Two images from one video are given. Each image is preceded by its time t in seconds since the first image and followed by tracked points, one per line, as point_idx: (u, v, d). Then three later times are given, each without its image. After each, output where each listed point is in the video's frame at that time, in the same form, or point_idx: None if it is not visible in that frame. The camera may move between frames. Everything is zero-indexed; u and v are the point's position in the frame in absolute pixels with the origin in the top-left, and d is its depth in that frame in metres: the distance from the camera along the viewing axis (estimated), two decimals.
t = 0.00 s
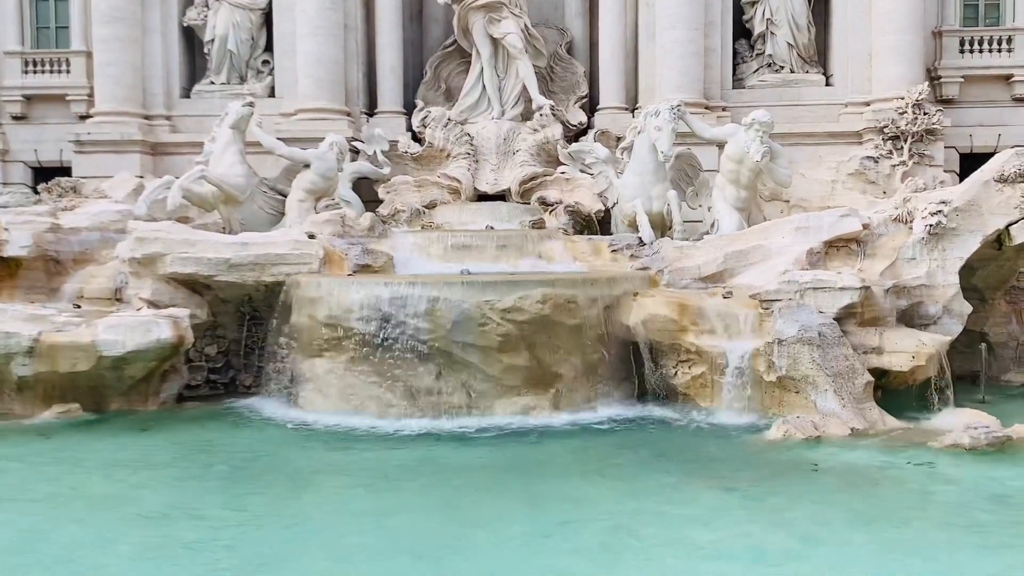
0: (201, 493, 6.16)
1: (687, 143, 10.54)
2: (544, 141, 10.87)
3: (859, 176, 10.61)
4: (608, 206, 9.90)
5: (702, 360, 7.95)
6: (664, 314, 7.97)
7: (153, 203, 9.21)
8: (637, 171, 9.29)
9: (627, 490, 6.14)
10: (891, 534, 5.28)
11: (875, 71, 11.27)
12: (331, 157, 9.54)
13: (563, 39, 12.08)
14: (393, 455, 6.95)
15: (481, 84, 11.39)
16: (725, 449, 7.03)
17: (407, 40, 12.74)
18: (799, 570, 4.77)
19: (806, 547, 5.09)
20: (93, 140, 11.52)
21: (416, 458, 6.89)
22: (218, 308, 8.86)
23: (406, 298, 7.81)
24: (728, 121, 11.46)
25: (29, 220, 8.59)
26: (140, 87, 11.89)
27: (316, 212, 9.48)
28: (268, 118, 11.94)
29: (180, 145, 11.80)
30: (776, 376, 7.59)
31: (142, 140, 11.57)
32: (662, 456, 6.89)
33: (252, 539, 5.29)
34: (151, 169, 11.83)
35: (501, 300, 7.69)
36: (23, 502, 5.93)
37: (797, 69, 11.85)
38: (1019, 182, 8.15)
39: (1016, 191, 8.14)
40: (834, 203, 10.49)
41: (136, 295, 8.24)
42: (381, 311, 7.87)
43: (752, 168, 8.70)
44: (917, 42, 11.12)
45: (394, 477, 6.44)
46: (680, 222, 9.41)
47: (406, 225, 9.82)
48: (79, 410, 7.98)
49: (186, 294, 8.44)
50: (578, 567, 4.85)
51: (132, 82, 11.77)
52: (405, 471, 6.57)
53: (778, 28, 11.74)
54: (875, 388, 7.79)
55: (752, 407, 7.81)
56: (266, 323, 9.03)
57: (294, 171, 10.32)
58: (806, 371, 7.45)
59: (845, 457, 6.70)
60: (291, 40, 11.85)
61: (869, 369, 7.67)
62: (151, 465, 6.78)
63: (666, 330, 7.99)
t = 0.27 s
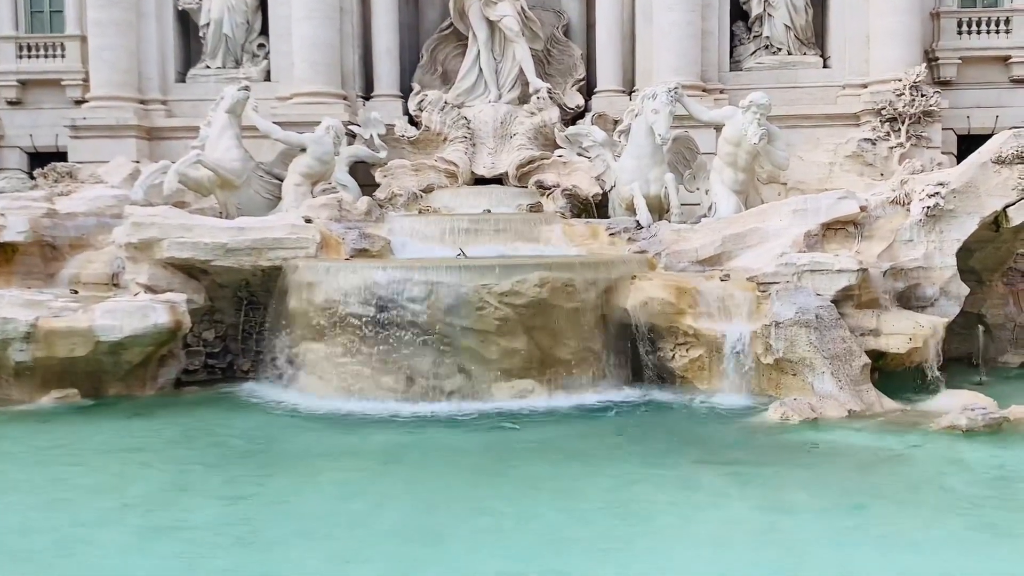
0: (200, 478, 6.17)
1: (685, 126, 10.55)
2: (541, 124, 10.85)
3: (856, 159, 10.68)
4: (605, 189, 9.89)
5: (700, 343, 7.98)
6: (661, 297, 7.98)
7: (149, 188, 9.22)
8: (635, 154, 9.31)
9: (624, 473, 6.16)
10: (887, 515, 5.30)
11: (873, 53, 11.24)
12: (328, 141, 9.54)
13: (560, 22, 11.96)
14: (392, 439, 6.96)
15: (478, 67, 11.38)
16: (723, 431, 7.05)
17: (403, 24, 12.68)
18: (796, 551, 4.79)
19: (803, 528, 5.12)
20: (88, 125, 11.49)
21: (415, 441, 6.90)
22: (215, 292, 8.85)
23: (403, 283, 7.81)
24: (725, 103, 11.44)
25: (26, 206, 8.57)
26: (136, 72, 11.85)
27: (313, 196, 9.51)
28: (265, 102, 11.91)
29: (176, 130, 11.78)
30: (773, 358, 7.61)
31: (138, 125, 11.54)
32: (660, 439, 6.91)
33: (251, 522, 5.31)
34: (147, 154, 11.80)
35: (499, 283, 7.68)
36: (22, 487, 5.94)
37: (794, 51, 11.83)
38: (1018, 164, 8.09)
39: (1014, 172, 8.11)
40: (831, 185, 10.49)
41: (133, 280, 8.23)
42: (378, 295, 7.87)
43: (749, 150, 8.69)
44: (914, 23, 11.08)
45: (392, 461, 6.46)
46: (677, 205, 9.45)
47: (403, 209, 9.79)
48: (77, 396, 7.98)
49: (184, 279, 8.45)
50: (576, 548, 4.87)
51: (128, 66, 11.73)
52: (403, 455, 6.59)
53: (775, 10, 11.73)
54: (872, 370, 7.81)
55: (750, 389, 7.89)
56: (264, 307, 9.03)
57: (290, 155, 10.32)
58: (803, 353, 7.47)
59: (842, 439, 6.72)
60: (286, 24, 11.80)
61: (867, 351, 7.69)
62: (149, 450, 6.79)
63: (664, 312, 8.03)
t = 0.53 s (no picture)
0: (195, 465, 6.17)
1: (680, 112, 10.56)
2: (536, 111, 10.84)
3: (851, 145, 10.66)
4: (601, 176, 9.90)
5: (696, 329, 7.98)
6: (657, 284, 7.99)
7: (144, 175, 9.22)
8: (630, 142, 9.32)
9: (620, 459, 6.17)
10: (881, 500, 5.32)
11: (869, 39, 11.22)
12: (322, 129, 9.55)
13: (556, 7, 11.87)
14: (387, 426, 6.96)
15: (473, 53, 11.37)
16: (718, 417, 7.07)
17: (400, 10, 12.71)
18: (790, 535, 4.81)
19: (797, 513, 5.13)
20: (82, 112, 11.46)
21: (410, 428, 6.91)
22: (210, 280, 8.85)
23: (398, 271, 7.80)
24: (721, 90, 11.43)
25: (19, 194, 8.55)
26: (129, 59, 11.81)
27: (307, 183, 9.46)
28: (259, 90, 11.89)
29: (169, 117, 11.74)
30: (769, 345, 7.61)
31: (132, 112, 11.51)
32: (655, 425, 6.92)
33: (247, 510, 5.31)
34: (141, 141, 11.77)
35: (494, 270, 7.69)
36: (17, 474, 5.95)
37: (790, 37, 11.89)
38: (1014, 150, 8.07)
39: (1009, 158, 8.09)
40: (827, 171, 10.49)
41: (128, 268, 8.22)
42: (374, 283, 7.85)
43: (745, 136, 8.69)
44: (910, 8, 11.05)
45: (388, 448, 6.46)
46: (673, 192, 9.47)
47: (398, 196, 9.75)
48: (73, 383, 7.95)
49: (179, 267, 8.44)
50: (571, 533, 4.88)
51: (121, 53, 11.68)
52: (399, 442, 6.59)
53: None
54: (867, 356, 7.83)
55: (747, 376, 7.85)
56: (260, 295, 9.04)
57: (285, 142, 10.32)
58: (799, 340, 7.47)
59: (837, 424, 6.73)
60: (281, 10, 11.76)
61: (862, 337, 7.71)
62: (144, 438, 6.78)
63: (659, 299, 8.04)
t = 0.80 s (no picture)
0: (191, 454, 6.17)
1: (675, 100, 10.56)
2: (531, 99, 10.80)
3: (846, 132, 10.65)
4: (596, 164, 9.93)
5: (691, 318, 8.02)
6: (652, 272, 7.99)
7: (138, 163, 9.20)
8: (625, 130, 9.32)
9: (615, 447, 6.18)
10: (875, 486, 5.33)
11: (864, 26, 11.21)
12: (316, 117, 9.54)
13: None
14: (383, 414, 6.97)
15: (468, 41, 11.33)
16: (713, 404, 7.09)
17: None
18: (784, 522, 4.82)
19: (791, 500, 5.14)
20: (75, 100, 11.43)
21: (406, 416, 6.91)
22: (205, 269, 8.89)
23: (393, 259, 7.79)
24: (716, 77, 11.43)
25: (13, 183, 8.53)
26: (122, 47, 11.77)
27: (302, 171, 9.47)
28: (253, 78, 11.86)
29: (163, 105, 11.71)
30: (764, 333, 7.63)
31: (125, 101, 11.47)
32: (650, 413, 6.94)
33: (242, 499, 5.31)
34: (135, 130, 11.74)
35: (490, 259, 7.68)
36: (11, 463, 5.95)
37: (785, 24, 11.87)
38: (1008, 137, 8.06)
39: (1003, 145, 8.09)
40: (821, 159, 10.50)
41: (123, 257, 8.20)
42: (369, 271, 7.84)
43: (740, 124, 8.69)
44: None
45: (383, 436, 6.47)
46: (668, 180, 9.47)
47: (393, 184, 9.77)
48: (68, 372, 7.95)
49: (173, 256, 8.44)
50: (566, 521, 4.89)
51: (114, 41, 11.64)
52: (395, 430, 6.60)
53: None
54: (862, 343, 7.86)
55: (742, 363, 7.87)
56: (254, 284, 9.05)
57: (279, 131, 10.30)
58: (793, 327, 7.49)
59: (830, 412, 6.75)
60: None
61: (856, 325, 7.73)
62: (140, 427, 6.78)
63: (655, 287, 8.04)
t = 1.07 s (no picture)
0: (188, 441, 6.17)
1: (672, 86, 10.57)
2: (527, 86, 10.83)
3: (844, 119, 10.67)
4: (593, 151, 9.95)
5: (688, 304, 7.97)
6: (650, 259, 7.99)
7: (134, 151, 9.21)
8: (622, 116, 9.33)
9: (612, 433, 6.20)
10: (872, 471, 5.35)
11: (861, 12, 11.18)
12: (312, 104, 9.53)
13: None
14: (380, 401, 6.98)
15: (464, 27, 11.28)
16: (709, 390, 7.10)
17: None
18: (782, 508, 4.83)
19: (788, 486, 5.16)
20: (71, 88, 11.40)
21: (403, 403, 6.92)
22: (202, 257, 8.87)
23: (390, 247, 7.78)
24: (713, 64, 11.42)
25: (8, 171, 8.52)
26: (118, 34, 11.72)
27: (298, 159, 9.52)
28: (249, 65, 11.83)
29: (159, 93, 11.68)
30: (761, 319, 7.63)
31: (121, 88, 11.45)
32: (647, 399, 6.95)
33: (240, 486, 5.32)
34: (131, 117, 11.71)
35: (487, 246, 7.67)
36: (8, 450, 5.96)
37: (782, 10, 11.83)
38: (1006, 123, 8.05)
39: (1001, 131, 8.08)
40: (818, 145, 10.50)
41: (119, 244, 8.20)
42: (366, 258, 7.83)
43: (737, 110, 8.70)
44: None
45: (381, 423, 6.48)
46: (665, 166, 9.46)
47: (389, 171, 9.74)
48: (64, 360, 7.91)
49: (170, 244, 8.44)
50: (564, 507, 4.90)
51: (109, 28, 11.60)
52: (393, 416, 6.61)
53: None
54: (858, 329, 7.88)
55: (738, 350, 7.88)
56: (251, 272, 9.06)
57: (274, 118, 10.31)
58: (790, 314, 7.50)
59: (827, 397, 6.76)
60: None
61: (853, 311, 7.74)
62: (137, 414, 6.78)
63: (651, 273, 8.03)
